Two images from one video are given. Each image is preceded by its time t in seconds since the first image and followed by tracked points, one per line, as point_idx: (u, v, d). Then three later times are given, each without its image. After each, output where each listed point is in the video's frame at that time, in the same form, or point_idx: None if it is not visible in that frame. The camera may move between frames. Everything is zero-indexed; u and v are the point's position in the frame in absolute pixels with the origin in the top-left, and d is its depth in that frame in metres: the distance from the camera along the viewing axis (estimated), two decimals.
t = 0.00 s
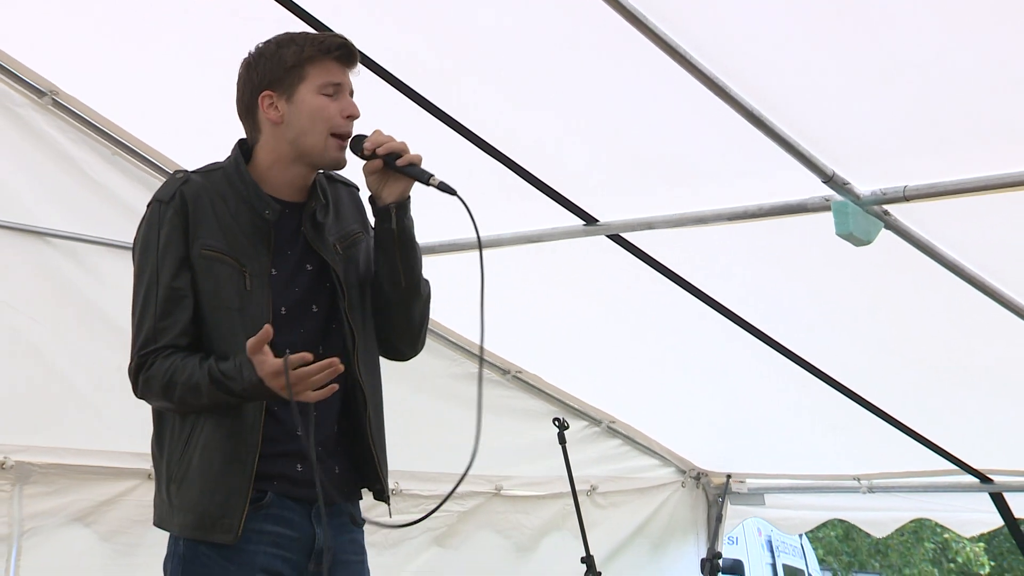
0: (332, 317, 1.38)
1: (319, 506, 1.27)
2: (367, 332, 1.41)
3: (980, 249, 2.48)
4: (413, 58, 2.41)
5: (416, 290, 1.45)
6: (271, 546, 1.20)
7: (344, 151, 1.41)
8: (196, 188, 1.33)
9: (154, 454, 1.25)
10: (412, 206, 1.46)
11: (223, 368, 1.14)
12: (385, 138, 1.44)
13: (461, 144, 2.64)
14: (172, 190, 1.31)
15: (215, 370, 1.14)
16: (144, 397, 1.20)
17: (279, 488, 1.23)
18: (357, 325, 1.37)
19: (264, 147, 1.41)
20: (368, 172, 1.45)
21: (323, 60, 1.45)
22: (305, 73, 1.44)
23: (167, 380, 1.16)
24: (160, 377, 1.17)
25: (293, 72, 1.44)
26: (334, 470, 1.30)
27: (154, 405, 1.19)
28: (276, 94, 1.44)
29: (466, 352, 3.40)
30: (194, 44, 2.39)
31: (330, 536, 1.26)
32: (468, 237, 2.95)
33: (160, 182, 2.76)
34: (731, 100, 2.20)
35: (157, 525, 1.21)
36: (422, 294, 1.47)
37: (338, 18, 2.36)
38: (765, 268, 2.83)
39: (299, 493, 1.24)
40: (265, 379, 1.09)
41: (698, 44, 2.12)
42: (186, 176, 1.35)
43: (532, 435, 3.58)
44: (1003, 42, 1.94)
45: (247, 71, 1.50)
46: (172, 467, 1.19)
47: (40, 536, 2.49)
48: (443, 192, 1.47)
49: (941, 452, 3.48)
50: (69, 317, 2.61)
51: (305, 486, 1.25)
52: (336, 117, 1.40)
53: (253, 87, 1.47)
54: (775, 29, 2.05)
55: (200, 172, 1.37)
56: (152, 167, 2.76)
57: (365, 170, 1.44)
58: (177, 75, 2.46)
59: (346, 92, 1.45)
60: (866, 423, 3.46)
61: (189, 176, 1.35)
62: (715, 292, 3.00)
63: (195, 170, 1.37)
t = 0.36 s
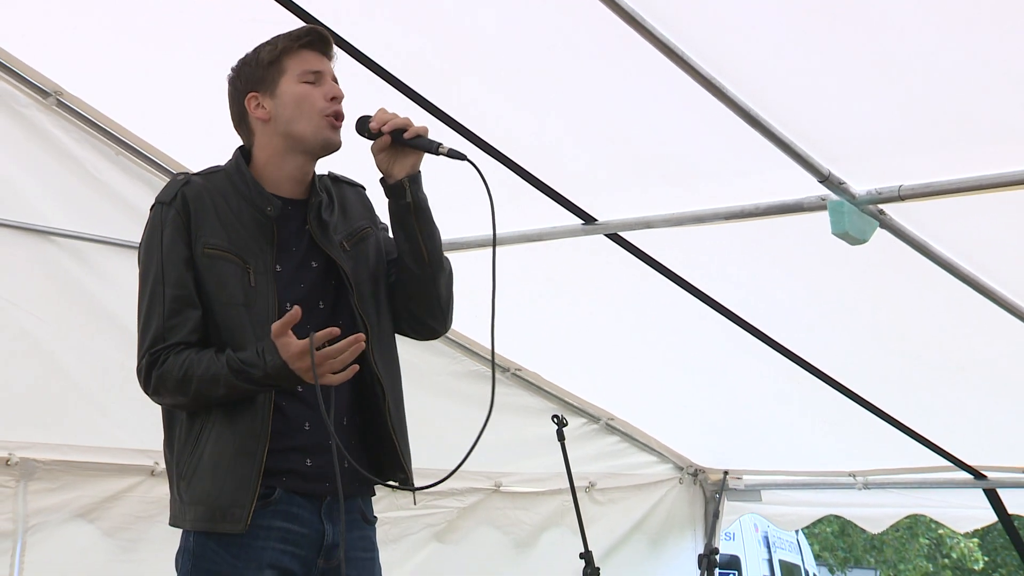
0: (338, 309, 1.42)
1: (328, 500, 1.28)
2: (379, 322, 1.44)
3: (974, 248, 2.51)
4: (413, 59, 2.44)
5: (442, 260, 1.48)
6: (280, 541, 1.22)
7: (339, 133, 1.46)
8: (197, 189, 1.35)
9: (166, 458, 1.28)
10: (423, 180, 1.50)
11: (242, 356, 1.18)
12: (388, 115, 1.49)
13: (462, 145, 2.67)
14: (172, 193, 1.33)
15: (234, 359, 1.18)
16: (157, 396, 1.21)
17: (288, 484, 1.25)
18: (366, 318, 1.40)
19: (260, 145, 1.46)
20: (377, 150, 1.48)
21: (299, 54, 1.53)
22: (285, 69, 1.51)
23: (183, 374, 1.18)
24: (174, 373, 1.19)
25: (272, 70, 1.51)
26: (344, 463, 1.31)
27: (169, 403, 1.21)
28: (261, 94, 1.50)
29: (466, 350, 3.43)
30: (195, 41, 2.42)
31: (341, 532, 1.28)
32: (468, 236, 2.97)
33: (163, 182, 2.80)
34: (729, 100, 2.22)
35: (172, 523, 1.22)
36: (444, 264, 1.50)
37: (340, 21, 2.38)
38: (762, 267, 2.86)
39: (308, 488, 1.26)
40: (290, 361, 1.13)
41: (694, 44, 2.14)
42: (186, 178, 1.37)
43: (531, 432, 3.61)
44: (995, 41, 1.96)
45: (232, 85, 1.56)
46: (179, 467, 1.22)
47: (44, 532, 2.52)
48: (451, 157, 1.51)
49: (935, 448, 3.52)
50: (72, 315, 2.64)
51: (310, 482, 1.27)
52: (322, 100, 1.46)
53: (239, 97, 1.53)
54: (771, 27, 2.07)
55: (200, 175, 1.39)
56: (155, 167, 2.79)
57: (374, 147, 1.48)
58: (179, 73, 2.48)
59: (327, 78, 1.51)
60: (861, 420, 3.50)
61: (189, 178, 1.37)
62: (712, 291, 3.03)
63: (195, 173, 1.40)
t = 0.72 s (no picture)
0: (337, 304, 1.42)
1: (327, 496, 1.29)
2: (381, 315, 1.45)
3: (973, 248, 2.51)
4: (413, 60, 2.44)
5: (447, 237, 1.48)
6: (279, 542, 1.22)
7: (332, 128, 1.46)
8: (188, 190, 1.35)
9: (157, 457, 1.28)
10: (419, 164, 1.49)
11: (251, 359, 1.19)
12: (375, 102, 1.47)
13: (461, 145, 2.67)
14: (164, 194, 1.33)
15: (242, 362, 1.19)
16: (156, 397, 1.20)
17: (287, 482, 1.25)
18: (366, 314, 1.41)
19: (255, 143, 1.47)
20: (369, 140, 1.46)
21: (290, 53, 1.54)
22: (277, 67, 1.51)
23: (187, 375, 1.18)
24: (179, 373, 1.18)
25: (265, 68, 1.52)
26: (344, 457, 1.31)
27: (169, 405, 1.20)
28: (254, 93, 1.51)
29: (466, 350, 3.44)
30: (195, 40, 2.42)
31: (341, 533, 1.28)
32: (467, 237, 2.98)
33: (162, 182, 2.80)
34: (729, 101, 2.22)
35: (172, 524, 1.21)
36: (451, 241, 1.50)
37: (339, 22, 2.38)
38: (761, 268, 2.87)
39: (308, 485, 1.27)
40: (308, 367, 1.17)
41: (693, 44, 2.14)
42: (178, 180, 1.36)
43: (531, 432, 3.62)
44: (994, 40, 1.97)
45: (224, 87, 1.57)
46: (173, 467, 1.22)
47: (44, 532, 2.52)
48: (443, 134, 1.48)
49: (934, 448, 3.52)
50: (72, 315, 2.64)
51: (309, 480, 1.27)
52: (314, 97, 1.47)
53: (231, 98, 1.54)
54: (770, 27, 2.07)
55: (193, 177, 1.39)
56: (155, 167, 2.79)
57: (366, 138, 1.45)
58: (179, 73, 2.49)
59: (319, 76, 1.52)
60: (861, 420, 3.50)
61: (181, 179, 1.37)
62: (712, 291, 3.04)
63: (188, 175, 1.39)
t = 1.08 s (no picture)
0: (337, 300, 1.40)
1: (326, 494, 1.28)
2: (383, 307, 1.44)
3: (974, 249, 2.51)
4: (413, 60, 2.44)
5: (451, 217, 1.47)
6: (277, 543, 1.22)
7: (323, 132, 1.46)
8: (183, 190, 1.35)
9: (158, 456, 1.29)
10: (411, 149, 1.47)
11: (248, 357, 1.20)
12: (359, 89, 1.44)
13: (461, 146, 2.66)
14: (159, 193, 1.33)
15: (238, 360, 1.19)
16: (150, 394, 1.19)
17: (285, 481, 1.24)
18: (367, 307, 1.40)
19: (249, 143, 1.46)
20: (359, 128, 1.43)
21: (284, 54, 1.54)
22: (270, 68, 1.51)
23: (182, 372, 1.18)
24: (173, 368, 1.18)
25: (257, 70, 1.52)
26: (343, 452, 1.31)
27: (162, 402, 1.20)
28: (248, 94, 1.51)
29: (466, 351, 3.44)
30: (195, 41, 2.42)
31: (340, 534, 1.28)
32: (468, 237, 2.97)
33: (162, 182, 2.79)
34: (730, 102, 2.22)
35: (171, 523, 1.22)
36: (455, 222, 1.49)
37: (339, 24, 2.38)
38: (761, 269, 2.87)
39: (308, 482, 1.26)
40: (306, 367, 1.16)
41: (694, 45, 2.14)
42: (173, 180, 1.37)
43: (531, 433, 3.62)
44: (994, 40, 1.96)
45: (220, 91, 1.57)
46: (170, 466, 1.22)
47: (45, 533, 2.52)
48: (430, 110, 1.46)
49: (934, 449, 3.52)
50: (73, 316, 2.64)
51: (306, 480, 1.26)
52: (306, 96, 1.47)
53: (226, 101, 1.54)
54: (770, 27, 2.07)
55: (189, 178, 1.39)
56: (155, 168, 2.79)
57: (355, 126, 1.43)
58: (179, 72, 2.49)
59: (312, 76, 1.52)
60: (861, 421, 3.50)
61: (176, 179, 1.37)
62: (712, 292, 3.03)
63: (184, 176, 1.40)
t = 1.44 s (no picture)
0: (339, 302, 1.39)
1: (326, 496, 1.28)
2: (377, 312, 1.44)
3: (973, 252, 2.51)
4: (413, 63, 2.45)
5: (443, 217, 1.46)
6: (278, 545, 1.22)
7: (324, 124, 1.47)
8: (187, 189, 1.36)
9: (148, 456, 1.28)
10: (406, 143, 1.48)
11: (246, 366, 1.20)
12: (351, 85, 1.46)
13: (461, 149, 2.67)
14: (163, 191, 1.33)
15: (237, 367, 1.20)
16: (146, 395, 1.19)
17: (287, 481, 1.24)
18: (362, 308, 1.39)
19: (250, 148, 1.47)
20: (354, 124, 1.46)
21: (273, 56, 1.55)
22: (262, 71, 1.52)
23: (179, 373, 1.17)
24: (169, 369, 1.17)
25: (250, 74, 1.53)
26: (343, 452, 1.31)
27: (155, 400, 1.19)
28: (243, 101, 1.52)
29: (466, 354, 3.44)
30: (196, 42, 2.42)
31: (340, 536, 1.28)
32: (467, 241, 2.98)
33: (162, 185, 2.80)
34: (729, 105, 2.23)
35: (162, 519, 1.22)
36: (449, 221, 1.48)
37: (339, 27, 2.38)
38: (760, 272, 2.87)
39: (303, 484, 1.25)
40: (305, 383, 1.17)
41: (693, 48, 2.14)
42: (178, 178, 1.37)
43: (531, 435, 3.62)
44: (994, 44, 1.97)
45: (214, 101, 1.57)
46: (163, 460, 1.22)
47: (45, 535, 2.52)
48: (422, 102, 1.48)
49: (933, 451, 3.53)
50: (73, 319, 2.64)
51: (305, 481, 1.25)
52: (301, 94, 1.48)
53: (222, 109, 1.55)
54: (770, 30, 2.08)
55: (194, 178, 1.40)
56: (155, 171, 2.79)
57: (350, 123, 1.45)
58: (180, 75, 2.49)
59: (304, 74, 1.53)
60: (860, 424, 3.51)
61: (181, 179, 1.38)
62: (712, 295, 3.04)
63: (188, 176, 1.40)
